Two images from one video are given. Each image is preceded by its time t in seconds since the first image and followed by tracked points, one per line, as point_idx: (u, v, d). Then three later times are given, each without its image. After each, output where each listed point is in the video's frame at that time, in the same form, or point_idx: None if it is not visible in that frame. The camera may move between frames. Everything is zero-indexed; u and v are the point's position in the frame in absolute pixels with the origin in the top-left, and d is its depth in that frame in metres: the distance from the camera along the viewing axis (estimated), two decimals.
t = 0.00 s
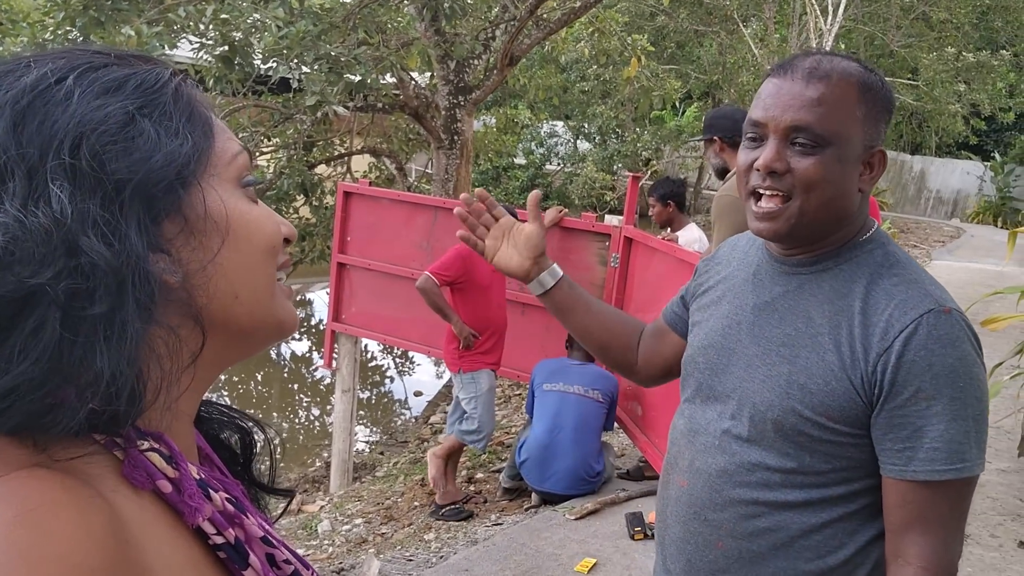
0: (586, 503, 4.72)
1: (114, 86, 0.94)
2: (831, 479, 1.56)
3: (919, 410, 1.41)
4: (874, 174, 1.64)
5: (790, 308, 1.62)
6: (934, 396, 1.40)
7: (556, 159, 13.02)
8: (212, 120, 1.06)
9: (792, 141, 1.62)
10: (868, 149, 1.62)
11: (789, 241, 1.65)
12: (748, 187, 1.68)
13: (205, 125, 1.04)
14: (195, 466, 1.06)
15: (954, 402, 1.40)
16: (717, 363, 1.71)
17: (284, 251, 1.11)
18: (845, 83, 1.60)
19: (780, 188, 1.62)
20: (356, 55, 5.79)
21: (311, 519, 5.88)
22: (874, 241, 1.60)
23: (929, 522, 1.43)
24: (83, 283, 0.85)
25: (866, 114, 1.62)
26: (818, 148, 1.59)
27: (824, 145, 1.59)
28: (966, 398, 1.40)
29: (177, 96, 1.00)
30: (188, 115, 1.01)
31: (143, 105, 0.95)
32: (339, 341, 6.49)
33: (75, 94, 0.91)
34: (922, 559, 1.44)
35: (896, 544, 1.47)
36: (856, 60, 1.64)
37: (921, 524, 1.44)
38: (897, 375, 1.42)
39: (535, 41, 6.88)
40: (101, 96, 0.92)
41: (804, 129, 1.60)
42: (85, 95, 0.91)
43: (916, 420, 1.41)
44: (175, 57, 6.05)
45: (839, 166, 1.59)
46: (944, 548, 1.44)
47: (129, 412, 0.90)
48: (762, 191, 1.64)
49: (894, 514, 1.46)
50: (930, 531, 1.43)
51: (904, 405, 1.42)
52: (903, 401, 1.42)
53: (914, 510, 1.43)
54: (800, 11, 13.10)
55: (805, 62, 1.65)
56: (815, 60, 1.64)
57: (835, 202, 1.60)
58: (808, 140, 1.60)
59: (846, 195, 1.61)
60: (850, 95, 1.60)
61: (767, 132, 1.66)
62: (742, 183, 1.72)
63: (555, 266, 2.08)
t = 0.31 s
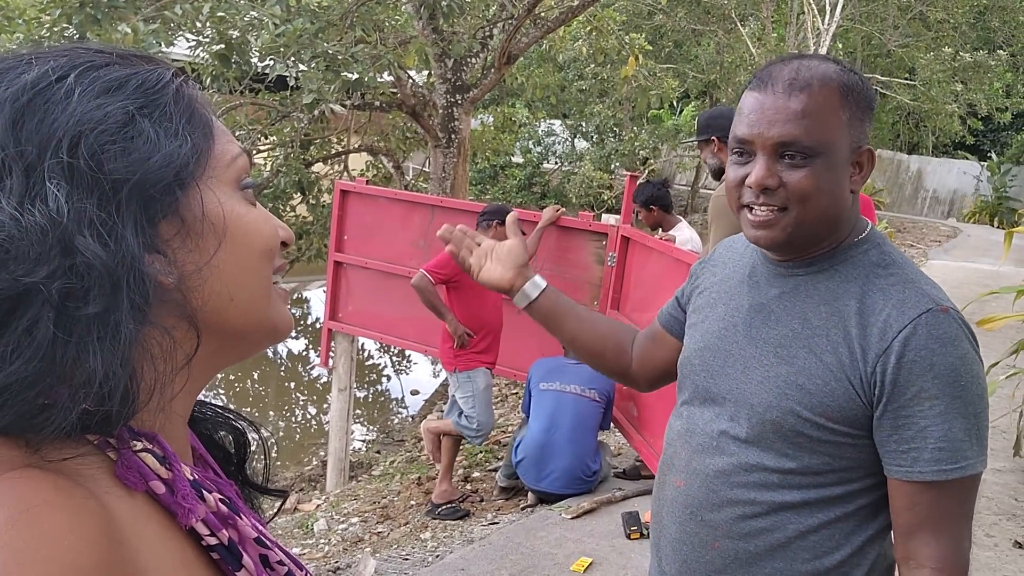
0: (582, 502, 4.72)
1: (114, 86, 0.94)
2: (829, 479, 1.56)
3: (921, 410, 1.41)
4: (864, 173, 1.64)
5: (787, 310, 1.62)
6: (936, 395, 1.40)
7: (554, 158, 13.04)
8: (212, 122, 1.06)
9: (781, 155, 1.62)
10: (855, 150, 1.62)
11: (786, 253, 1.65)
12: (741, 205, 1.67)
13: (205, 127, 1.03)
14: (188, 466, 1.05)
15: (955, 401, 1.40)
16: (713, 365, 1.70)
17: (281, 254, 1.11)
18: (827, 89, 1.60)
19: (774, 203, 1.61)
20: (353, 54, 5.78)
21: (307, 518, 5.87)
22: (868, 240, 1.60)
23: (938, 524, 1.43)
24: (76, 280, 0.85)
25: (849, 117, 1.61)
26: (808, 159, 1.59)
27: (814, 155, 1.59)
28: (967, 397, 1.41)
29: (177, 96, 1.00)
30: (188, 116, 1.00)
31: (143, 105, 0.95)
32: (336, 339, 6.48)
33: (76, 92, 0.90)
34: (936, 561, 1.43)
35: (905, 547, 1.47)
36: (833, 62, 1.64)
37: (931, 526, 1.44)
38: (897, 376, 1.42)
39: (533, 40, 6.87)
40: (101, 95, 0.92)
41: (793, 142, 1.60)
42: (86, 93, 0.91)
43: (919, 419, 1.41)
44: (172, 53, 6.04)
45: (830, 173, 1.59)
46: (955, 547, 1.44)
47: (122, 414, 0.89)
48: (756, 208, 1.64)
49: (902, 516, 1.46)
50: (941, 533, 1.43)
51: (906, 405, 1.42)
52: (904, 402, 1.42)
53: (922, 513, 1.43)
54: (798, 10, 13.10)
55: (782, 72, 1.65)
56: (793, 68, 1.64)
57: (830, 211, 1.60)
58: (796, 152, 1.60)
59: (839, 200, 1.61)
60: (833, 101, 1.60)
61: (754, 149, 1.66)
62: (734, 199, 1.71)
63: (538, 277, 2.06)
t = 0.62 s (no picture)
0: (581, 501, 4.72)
1: (118, 86, 0.94)
2: (824, 479, 1.56)
3: (912, 409, 1.41)
4: (863, 174, 1.63)
5: (783, 309, 1.62)
6: (928, 394, 1.39)
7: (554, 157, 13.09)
8: (216, 121, 1.06)
9: (778, 136, 1.63)
10: (857, 149, 1.61)
11: (776, 237, 1.66)
12: (734, 180, 1.70)
13: (210, 126, 1.04)
14: (191, 465, 1.06)
15: (946, 400, 1.39)
16: (709, 365, 1.71)
17: (284, 253, 1.11)
18: (833, 81, 1.61)
19: (763, 181, 1.63)
20: (354, 53, 5.78)
21: (307, 517, 5.88)
22: (863, 240, 1.60)
23: (923, 521, 1.43)
24: (79, 276, 0.85)
25: (854, 115, 1.61)
26: (803, 144, 1.60)
27: (809, 142, 1.59)
28: (958, 397, 1.40)
29: (182, 95, 1.00)
30: (192, 116, 1.01)
31: (147, 104, 0.95)
32: (336, 338, 6.48)
33: (81, 91, 0.91)
34: (919, 556, 1.43)
35: (890, 545, 1.46)
36: (849, 60, 1.64)
37: (916, 523, 1.43)
38: (889, 374, 1.42)
39: (533, 39, 6.86)
40: (106, 94, 0.92)
41: (790, 124, 1.61)
42: (91, 93, 0.91)
43: (910, 418, 1.41)
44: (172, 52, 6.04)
45: (823, 163, 1.59)
46: (941, 544, 1.44)
47: (128, 411, 0.90)
48: (747, 185, 1.66)
49: (890, 512, 1.45)
50: (926, 529, 1.43)
51: (897, 404, 1.42)
52: (895, 400, 1.42)
53: (907, 510, 1.43)
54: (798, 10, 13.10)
55: (795, 60, 1.66)
56: (806, 57, 1.65)
57: (817, 200, 1.60)
58: (792, 135, 1.61)
59: (831, 194, 1.61)
60: (838, 94, 1.60)
61: (754, 127, 1.68)
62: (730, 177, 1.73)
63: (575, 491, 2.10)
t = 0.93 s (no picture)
0: (583, 500, 4.70)
1: (122, 84, 0.92)
2: (821, 476, 1.54)
3: (907, 405, 1.39)
4: (858, 171, 1.62)
5: (776, 306, 1.61)
6: (922, 389, 1.37)
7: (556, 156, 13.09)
8: (219, 119, 1.04)
9: (775, 138, 1.61)
10: (852, 146, 1.60)
11: (775, 237, 1.64)
12: (731, 183, 1.67)
13: (212, 125, 1.02)
14: (192, 465, 1.04)
15: (940, 395, 1.37)
16: (704, 363, 1.69)
17: (285, 253, 1.09)
18: (827, 80, 1.59)
19: (762, 183, 1.61)
20: (355, 51, 5.77)
21: (308, 516, 5.87)
22: (857, 238, 1.58)
23: (920, 518, 1.41)
24: (81, 275, 0.83)
25: (849, 112, 1.60)
26: (801, 145, 1.58)
27: (806, 142, 1.58)
28: (953, 392, 1.38)
29: (185, 94, 0.98)
30: (196, 115, 0.99)
31: (151, 103, 0.94)
32: (337, 337, 6.47)
33: (84, 89, 0.89)
34: (914, 553, 1.43)
35: (887, 539, 1.46)
36: (840, 59, 1.63)
37: (911, 519, 1.42)
38: (883, 370, 1.40)
39: (535, 37, 6.85)
40: (110, 92, 0.91)
41: (787, 125, 1.59)
42: (94, 91, 0.90)
43: (904, 414, 1.39)
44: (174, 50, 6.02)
45: (821, 162, 1.57)
46: (936, 540, 1.43)
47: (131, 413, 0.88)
48: (746, 187, 1.64)
49: (887, 508, 1.44)
50: (923, 526, 1.42)
51: (891, 400, 1.40)
52: (889, 396, 1.40)
53: (903, 506, 1.42)
54: (802, 8, 13.06)
55: (787, 60, 1.65)
56: (798, 57, 1.64)
57: (817, 199, 1.59)
58: (790, 136, 1.59)
59: (829, 192, 1.60)
60: (832, 92, 1.59)
61: (750, 130, 1.66)
62: (727, 180, 1.71)
63: None
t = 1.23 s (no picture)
0: (587, 498, 4.69)
1: (121, 78, 0.93)
2: (815, 473, 1.55)
3: (894, 402, 1.39)
4: (854, 167, 1.64)
5: (772, 302, 1.63)
6: (911, 386, 1.38)
7: (563, 154, 13.12)
8: (219, 114, 1.04)
9: (767, 135, 1.65)
10: (846, 142, 1.63)
11: (770, 234, 1.68)
12: (725, 180, 1.71)
13: (211, 118, 1.02)
14: (193, 458, 1.05)
15: (929, 393, 1.37)
16: (703, 359, 1.72)
17: (286, 248, 1.09)
18: (819, 76, 1.62)
19: (754, 181, 1.65)
20: (361, 48, 5.77)
21: (313, 513, 5.88)
22: (856, 233, 1.61)
23: (911, 517, 1.41)
24: (79, 268, 0.83)
25: (842, 108, 1.63)
26: (792, 142, 1.61)
27: (798, 139, 1.61)
28: (943, 390, 1.37)
29: (185, 89, 0.99)
30: (195, 109, 0.99)
31: (150, 98, 0.93)
32: (342, 334, 6.48)
33: (83, 84, 0.89)
34: (904, 553, 1.42)
35: (880, 537, 1.46)
36: (834, 55, 1.65)
37: (903, 518, 1.42)
38: (871, 366, 1.41)
39: (541, 35, 6.84)
40: (109, 86, 0.91)
41: (778, 123, 1.62)
42: (93, 85, 0.90)
43: (892, 411, 1.40)
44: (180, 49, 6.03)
45: (813, 158, 1.60)
46: (928, 540, 1.43)
47: (130, 407, 0.88)
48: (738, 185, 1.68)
49: (879, 507, 1.44)
50: (914, 526, 1.42)
51: (878, 398, 1.41)
52: (876, 393, 1.41)
53: (894, 504, 1.42)
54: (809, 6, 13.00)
55: (781, 57, 1.68)
56: (792, 54, 1.66)
57: (810, 196, 1.62)
58: (781, 133, 1.62)
59: (822, 188, 1.62)
60: (825, 89, 1.62)
61: (743, 127, 1.69)
62: (722, 177, 1.75)
63: None
